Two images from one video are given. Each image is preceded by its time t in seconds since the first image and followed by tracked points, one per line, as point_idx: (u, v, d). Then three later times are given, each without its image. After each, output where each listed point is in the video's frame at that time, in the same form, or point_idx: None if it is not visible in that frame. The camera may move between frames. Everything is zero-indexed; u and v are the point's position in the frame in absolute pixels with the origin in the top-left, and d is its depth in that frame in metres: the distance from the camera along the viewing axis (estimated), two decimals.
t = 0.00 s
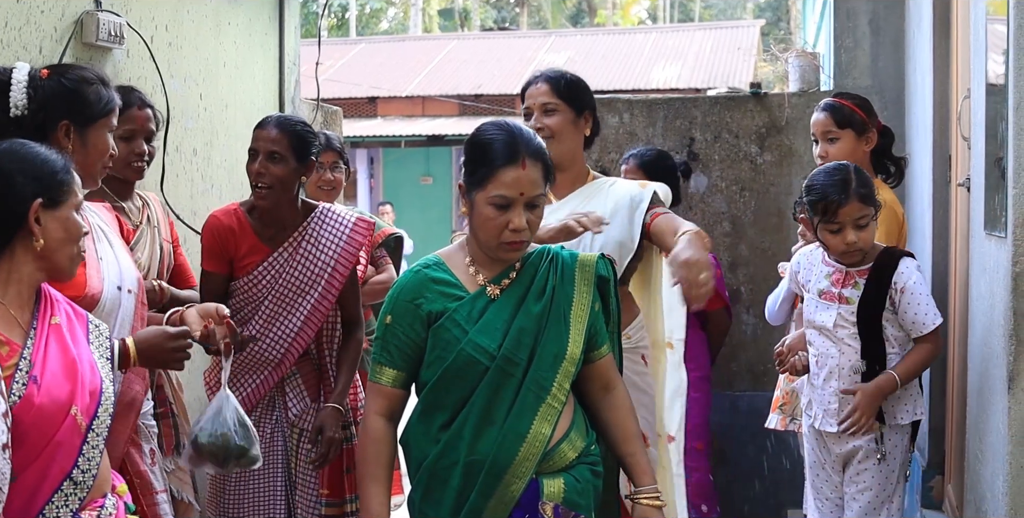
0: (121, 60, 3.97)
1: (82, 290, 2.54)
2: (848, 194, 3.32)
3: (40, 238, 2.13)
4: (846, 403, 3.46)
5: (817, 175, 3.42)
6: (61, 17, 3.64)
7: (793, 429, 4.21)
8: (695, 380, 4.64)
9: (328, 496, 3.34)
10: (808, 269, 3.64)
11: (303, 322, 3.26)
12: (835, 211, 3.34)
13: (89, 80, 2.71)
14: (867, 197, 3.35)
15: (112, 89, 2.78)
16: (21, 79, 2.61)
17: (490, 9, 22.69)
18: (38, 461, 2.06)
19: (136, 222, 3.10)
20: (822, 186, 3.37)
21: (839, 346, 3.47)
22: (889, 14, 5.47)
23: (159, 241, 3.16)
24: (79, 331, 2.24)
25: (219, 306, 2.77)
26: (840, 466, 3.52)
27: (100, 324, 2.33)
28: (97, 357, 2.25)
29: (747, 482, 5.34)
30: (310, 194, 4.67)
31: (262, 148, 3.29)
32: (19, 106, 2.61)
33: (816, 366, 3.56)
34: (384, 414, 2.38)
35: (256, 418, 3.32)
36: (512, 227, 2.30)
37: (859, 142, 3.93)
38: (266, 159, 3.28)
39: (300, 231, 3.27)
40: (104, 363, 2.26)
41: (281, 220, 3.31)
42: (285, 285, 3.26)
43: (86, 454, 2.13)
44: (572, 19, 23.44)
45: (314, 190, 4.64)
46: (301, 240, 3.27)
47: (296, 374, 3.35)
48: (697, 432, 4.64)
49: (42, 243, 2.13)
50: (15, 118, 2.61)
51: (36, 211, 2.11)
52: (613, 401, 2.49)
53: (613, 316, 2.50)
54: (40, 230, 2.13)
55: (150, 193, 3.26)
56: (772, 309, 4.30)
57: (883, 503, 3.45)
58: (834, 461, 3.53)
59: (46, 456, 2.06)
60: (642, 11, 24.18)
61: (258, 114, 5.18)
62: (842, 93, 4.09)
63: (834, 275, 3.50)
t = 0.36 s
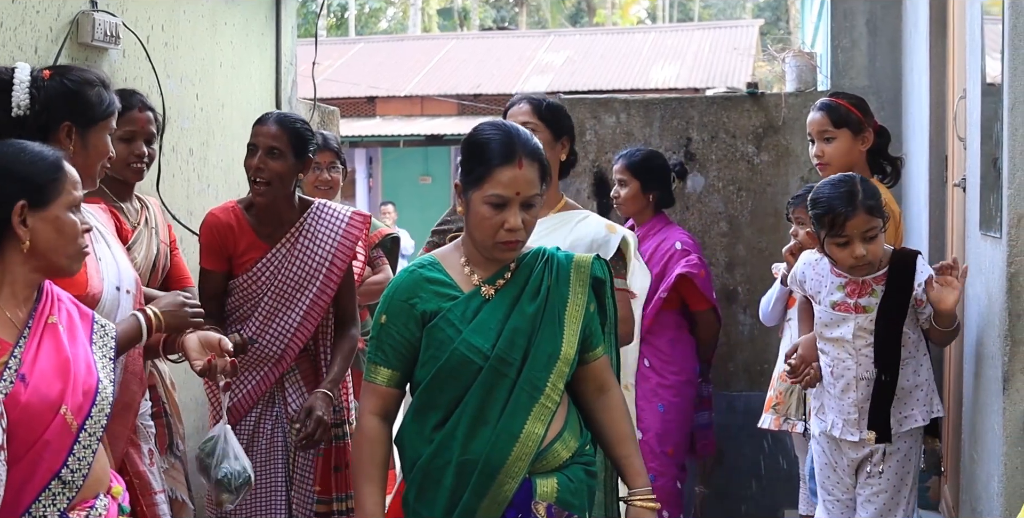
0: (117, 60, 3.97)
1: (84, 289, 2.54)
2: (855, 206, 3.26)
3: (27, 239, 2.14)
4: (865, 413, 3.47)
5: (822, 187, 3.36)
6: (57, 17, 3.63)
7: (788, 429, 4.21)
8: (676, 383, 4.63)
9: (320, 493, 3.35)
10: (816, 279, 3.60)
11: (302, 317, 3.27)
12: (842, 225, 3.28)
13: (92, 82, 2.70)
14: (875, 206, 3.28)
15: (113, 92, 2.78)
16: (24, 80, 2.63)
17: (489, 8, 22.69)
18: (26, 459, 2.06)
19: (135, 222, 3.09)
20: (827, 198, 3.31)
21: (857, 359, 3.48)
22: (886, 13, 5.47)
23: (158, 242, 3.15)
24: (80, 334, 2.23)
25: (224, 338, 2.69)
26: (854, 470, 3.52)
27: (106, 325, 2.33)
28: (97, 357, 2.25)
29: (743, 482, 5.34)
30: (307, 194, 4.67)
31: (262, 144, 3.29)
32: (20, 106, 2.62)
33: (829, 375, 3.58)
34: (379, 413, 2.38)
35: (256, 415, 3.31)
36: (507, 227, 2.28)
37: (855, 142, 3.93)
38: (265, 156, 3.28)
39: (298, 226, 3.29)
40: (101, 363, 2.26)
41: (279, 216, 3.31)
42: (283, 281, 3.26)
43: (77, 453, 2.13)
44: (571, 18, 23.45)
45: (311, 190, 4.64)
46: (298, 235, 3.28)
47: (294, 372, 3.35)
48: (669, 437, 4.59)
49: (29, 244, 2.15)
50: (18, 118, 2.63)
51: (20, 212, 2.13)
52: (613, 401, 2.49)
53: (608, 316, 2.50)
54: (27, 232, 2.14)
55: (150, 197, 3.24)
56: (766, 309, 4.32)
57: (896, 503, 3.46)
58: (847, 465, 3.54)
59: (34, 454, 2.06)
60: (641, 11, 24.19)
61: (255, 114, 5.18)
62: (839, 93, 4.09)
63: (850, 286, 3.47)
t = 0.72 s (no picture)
0: (113, 59, 3.96)
1: (95, 283, 2.53)
2: (861, 221, 3.23)
3: (23, 239, 2.13)
4: (869, 421, 3.47)
5: (827, 199, 3.33)
6: (53, 17, 3.62)
7: (787, 429, 4.20)
8: (687, 382, 4.60)
9: (319, 487, 3.35)
10: (818, 288, 3.60)
11: (299, 311, 3.26)
12: (849, 238, 3.25)
13: (98, 83, 2.70)
14: (878, 218, 3.26)
15: (117, 94, 2.78)
16: (29, 78, 2.61)
17: (487, 9, 22.70)
18: (19, 458, 2.05)
19: (133, 222, 3.06)
20: (832, 210, 3.28)
21: (860, 369, 3.48)
22: (884, 14, 5.46)
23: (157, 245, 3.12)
24: (80, 335, 2.22)
25: (229, 374, 2.57)
26: (856, 472, 3.53)
27: (109, 327, 2.33)
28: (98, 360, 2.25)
29: (743, 482, 5.33)
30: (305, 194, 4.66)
31: (257, 141, 3.29)
32: (25, 104, 2.60)
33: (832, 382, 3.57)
34: (375, 413, 2.36)
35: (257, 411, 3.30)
36: (513, 223, 2.27)
37: (853, 141, 3.92)
38: (260, 152, 3.29)
39: (293, 222, 3.28)
40: (102, 366, 2.25)
41: (274, 212, 3.31)
42: (279, 276, 3.26)
43: (71, 455, 2.11)
44: (569, 19, 23.49)
45: (309, 190, 4.63)
46: (293, 231, 3.27)
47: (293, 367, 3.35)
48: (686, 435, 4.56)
49: (25, 244, 2.14)
50: (21, 116, 2.60)
51: (14, 212, 2.12)
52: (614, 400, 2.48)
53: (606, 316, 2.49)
54: (22, 232, 2.13)
55: (149, 202, 3.21)
56: (764, 309, 4.31)
57: (899, 507, 3.46)
58: (850, 469, 3.53)
59: (27, 454, 2.05)
60: (639, 12, 24.23)
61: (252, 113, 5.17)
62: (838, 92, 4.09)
63: (853, 297, 3.46)
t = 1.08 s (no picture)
0: (113, 59, 3.95)
1: (98, 283, 2.53)
2: (864, 221, 3.23)
3: (16, 240, 2.13)
4: (868, 422, 3.45)
5: (828, 199, 3.32)
6: (52, 16, 3.61)
7: (791, 430, 4.19)
8: (721, 381, 4.60)
9: (325, 481, 3.32)
10: (814, 290, 3.57)
11: (299, 307, 3.26)
12: (853, 239, 3.24)
13: (109, 86, 2.70)
14: (879, 219, 3.25)
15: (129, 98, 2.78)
16: (41, 80, 2.60)
17: (486, 10, 22.69)
18: (22, 458, 2.04)
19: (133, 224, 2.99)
20: (834, 210, 3.27)
21: (860, 369, 3.47)
22: (885, 14, 5.46)
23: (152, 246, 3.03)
24: (88, 335, 2.21)
25: (227, 407, 2.46)
26: (853, 475, 3.50)
27: (117, 327, 2.32)
28: (105, 361, 2.23)
29: (745, 483, 5.32)
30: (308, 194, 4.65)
31: (254, 139, 3.29)
32: (37, 106, 2.59)
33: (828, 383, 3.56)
34: (381, 413, 2.36)
35: (261, 410, 3.34)
36: (538, 219, 2.29)
37: (853, 141, 3.91)
38: (258, 149, 3.29)
39: (290, 219, 3.26)
40: (109, 366, 2.23)
41: (272, 210, 3.31)
42: (279, 273, 3.25)
43: (75, 455, 2.10)
44: (569, 19, 23.49)
45: (312, 190, 4.62)
46: (291, 227, 3.26)
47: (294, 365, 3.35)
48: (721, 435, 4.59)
49: (19, 245, 2.13)
50: (32, 118, 2.60)
51: (7, 213, 2.11)
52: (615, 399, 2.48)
53: (609, 315, 2.49)
54: (16, 232, 2.13)
55: (150, 197, 3.23)
56: (768, 309, 4.30)
57: (899, 509, 3.43)
58: (847, 471, 3.50)
59: (31, 453, 2.04)
60: (639, 13, 24.24)
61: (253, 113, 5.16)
62: (839, 92, 4.08)
63: (850, 297, 3.46)
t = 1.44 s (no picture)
0: (244, 59, 4.13)
1: (228, 278, 2.67)
2: (988, 214, 3.13)
3: (142, 236, 2.20)
4: (995, 424, 3.34)
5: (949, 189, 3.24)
6: (186, 18, 3.80)
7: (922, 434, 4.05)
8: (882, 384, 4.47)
9: (454, 472, 3.41)
10: (936, 289, 3.45)
11: (423, 301, 3.33)
12: (977, 232, 3.14)
13: (242, 86, 2.82)
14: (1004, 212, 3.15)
15: (265, 96, 2.89)
16: (178, 84, 2.76)
17: (608, 10, 22.66)
18: (155, 450, 2.02)
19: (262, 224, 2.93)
20: (957, 203, 3.18)
21: (986, 368, 3.34)
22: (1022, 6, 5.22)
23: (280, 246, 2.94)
24: (224, 332, 2.22)
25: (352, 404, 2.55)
26: (978, 479, 3.41)
27: (253, 325, 2.33)
28: (240, 357, 2.23)
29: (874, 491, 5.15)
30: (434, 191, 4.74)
31: (378, 135, 3.38)
32: (174, 110, 2.75)
33: (953, 387, 3.42)
34: (511, 410, 2.39)
35: (388, 403, 3.45)
36: (673, 212, 2.31)
37: (983, 136, 3.76)
38: (382, 145, 3.38)
39: (412, 214, 3.37)
40: (243, 363, 2.23)
41: (395, 205, 3.43)
42: (404, 266, 3.34)
43: (209, 448, 2.08)
44: (693, 19, 23.23)
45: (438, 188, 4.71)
46: (413, 221, 3.36)
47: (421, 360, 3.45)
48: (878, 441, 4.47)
49: (146, 241, 2.20)
50: (170, 120, 2.76)
51: (133, 211, 2.21)
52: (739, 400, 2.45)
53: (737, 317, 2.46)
54: (143, 229, 2.21)
55: (275, 189, 3.39)
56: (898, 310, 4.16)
57: None
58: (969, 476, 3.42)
59: (165, 444, 2.03)
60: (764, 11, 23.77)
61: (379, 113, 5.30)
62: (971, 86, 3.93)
63: (974, 294, 3.33)
